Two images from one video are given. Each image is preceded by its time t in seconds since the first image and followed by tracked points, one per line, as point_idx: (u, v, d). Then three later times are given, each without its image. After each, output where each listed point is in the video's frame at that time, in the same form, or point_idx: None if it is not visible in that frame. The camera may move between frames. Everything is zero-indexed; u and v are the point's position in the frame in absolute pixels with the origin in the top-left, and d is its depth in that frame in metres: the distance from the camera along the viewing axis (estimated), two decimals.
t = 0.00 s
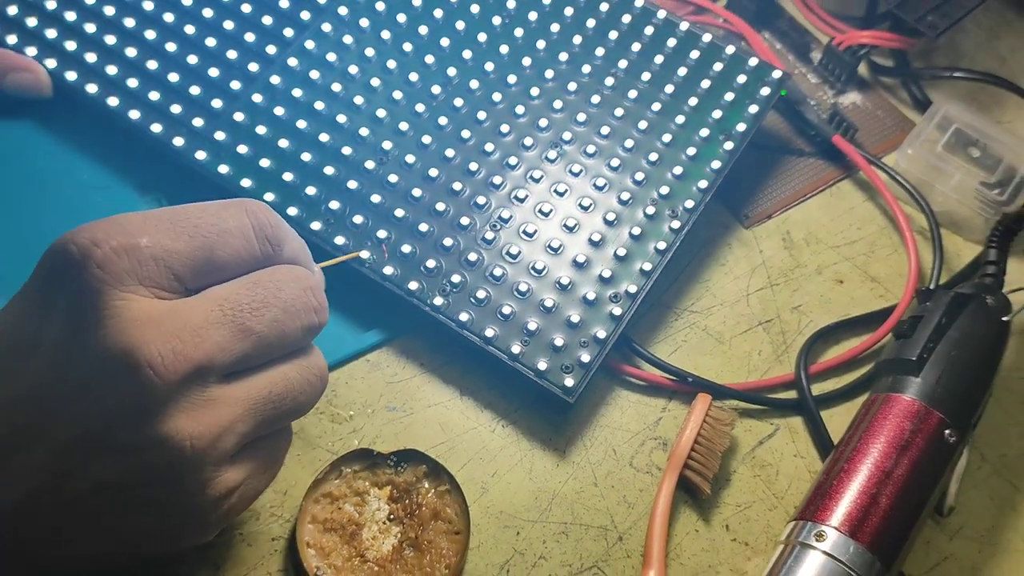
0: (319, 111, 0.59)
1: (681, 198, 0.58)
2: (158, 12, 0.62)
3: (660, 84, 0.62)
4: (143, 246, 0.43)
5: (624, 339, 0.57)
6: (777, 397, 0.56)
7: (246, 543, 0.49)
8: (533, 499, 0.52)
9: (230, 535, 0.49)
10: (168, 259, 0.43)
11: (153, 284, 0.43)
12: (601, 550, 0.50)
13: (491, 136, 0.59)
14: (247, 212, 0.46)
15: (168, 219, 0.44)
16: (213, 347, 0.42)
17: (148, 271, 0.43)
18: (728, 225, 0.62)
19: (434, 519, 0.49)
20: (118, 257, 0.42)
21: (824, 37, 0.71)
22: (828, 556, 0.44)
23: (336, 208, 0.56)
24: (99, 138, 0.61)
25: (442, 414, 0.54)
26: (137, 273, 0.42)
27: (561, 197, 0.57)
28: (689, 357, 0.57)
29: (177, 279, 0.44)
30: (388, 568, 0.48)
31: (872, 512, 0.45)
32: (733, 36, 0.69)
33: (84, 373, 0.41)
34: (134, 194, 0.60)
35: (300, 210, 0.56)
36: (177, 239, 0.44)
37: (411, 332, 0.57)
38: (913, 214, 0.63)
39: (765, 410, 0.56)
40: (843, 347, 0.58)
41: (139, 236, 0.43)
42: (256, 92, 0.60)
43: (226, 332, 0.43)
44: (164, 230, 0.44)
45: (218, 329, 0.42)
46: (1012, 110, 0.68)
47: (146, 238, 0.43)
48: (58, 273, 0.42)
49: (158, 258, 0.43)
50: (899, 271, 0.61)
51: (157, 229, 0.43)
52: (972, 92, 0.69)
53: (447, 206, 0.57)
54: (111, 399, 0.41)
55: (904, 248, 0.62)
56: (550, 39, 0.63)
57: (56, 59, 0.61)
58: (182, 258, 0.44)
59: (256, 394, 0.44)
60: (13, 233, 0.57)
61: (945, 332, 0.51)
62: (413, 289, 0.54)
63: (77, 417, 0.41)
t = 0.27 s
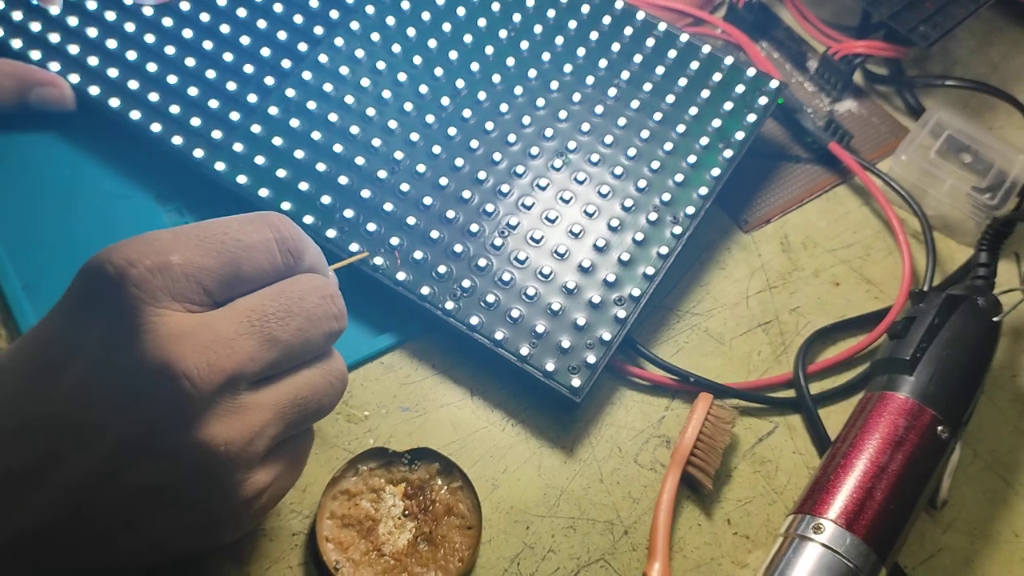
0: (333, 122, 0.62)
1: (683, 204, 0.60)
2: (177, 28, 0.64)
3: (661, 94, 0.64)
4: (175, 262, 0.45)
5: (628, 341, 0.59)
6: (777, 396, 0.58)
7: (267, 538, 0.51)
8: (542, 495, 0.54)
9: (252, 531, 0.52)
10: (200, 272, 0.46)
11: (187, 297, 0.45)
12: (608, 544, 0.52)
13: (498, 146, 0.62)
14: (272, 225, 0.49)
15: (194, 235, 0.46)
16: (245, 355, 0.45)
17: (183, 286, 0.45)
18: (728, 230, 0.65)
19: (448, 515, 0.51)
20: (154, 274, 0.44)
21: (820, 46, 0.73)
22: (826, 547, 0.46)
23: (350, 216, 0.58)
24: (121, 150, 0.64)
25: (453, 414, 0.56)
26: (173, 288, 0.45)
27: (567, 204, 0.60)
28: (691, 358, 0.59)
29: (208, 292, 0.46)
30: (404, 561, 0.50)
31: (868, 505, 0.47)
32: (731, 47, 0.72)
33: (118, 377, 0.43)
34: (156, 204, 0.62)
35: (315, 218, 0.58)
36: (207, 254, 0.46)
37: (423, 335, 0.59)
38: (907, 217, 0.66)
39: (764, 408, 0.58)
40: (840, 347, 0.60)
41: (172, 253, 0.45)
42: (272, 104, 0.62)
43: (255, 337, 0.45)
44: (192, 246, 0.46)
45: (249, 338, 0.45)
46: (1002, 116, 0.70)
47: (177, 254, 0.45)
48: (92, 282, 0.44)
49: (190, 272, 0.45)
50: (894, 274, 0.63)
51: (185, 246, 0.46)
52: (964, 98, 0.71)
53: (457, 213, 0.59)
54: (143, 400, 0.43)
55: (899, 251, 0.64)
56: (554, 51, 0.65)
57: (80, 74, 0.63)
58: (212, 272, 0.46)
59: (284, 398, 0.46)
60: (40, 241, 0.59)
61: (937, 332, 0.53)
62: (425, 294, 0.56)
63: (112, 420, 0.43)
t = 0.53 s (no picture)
0: (339, 128, 0.63)
1: (682, 206, 0.61)
2: (186, 37, 0.66)
3: (660, 98, 0.65)
4: (187, 272, 0.46)
5: (630, 341, 0.60)
6: (775, 393, 0.59)
7: (278, 535, 0.53)
8: (546, 491, 0.55)
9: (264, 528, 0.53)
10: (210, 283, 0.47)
11: (199, 310, 0.46)
12: (611, 539, 0.54)
13: (501, 150, 0.63)
14: (283, 244, 0.50)
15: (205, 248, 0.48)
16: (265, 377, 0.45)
17: (193, 294, 0.46)
18: (726, 231, 0.66)
19: (454, 511, 0.52)
20: (164, 287, 0.45)
21: (816, 50, 0.75)
22: (823, 541, 0.48)
23: (357, 220, 0.60)
24: (132, 157, 0.65)
25: (459, 413, 0.58)
26: (184, 297, 0.45)
27: (568, 207, 0.61)
28: (692, 357, 0.61)
29: (218, 304, 0.47)
30: (412, 557, 0.51)
31: (864, 500, 0.48)
32: (728, 52, 0.73)
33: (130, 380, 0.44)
34: (167, 210, 0.63)
35: (323, 222, 0.60)
36: (217, 263, 0.47)
37: (429, 336, 0.60)
38: (902, 218, 0.67)
39: (763, 406, 0.59)
40: (837, 345, 0.61)
41: (185, 266, 0.46)
42: (280, 111, 0.64)
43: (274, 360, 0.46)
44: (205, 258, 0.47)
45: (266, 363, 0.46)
46: (995, 117, 0.71)
47: (189, 266, 0.46)
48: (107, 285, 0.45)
49: (201, 282, 0.46)
50: (890, 273, 0.64)
51: (196, 257, 0.47)
52: (958, 100, 0.72)
53: (461, 216, 0.60)
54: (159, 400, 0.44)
55: (894, 251, 0.65)
56: (555, 57, 0.67)
57: (92, 84, 0.65)
58: (222, 282, 0.47)
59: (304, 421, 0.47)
60: (55, 248, 0.61)
61: (930, 331, 0.54)
62: (431, 296, 0.57)
63: (128, 423, 0.44)
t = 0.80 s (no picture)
0: (343, 135, 0.63)
1: (685, 210, 0.61)
2: (189, 44, 0.66)
3: (663, 102, 0.65)
4: (213, 309, 0.46)
5: (634, 345, 0.60)
6: (780, 397, 0.59)
7: (285, 541, 0.53)
8: (552, 496, 0.55)
9: (271, 534, 0.53)
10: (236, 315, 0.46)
11: (226, 343, 0.46)
12: (617, 543, 0.54)
13: (505, 155, 0.63)
14: (248, 211, 0.50)
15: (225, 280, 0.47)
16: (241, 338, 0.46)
17: (223, 329, 0.46)
18: (730, 235, 0.66)
19: (460, 517, 0.52)
20: (190, 322, 0.45)
21: (819, 52, 0.75)
22: (830, 545, 0.48)
23: (361, 226, 0.60)
24: (136, 164, 0.66)
25: (464, 418, 0.58)
26: (215, 335, 0.45)
27: (572, 212, 0.61)
28: (696, 361, 0.61)
29: (248, 336, 0.47)
30: (418, 563, 0.51)
31: (871, 503, 0.48)
32: (731, 55, 0.73)
33: (146, 386, 0.44)
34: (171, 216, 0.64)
35: (327, 229, 0.60)
36: (240, 295, 0.47)
37: (434, 341, 0.60)
38: (906, 220, 0.67)
39: (769, 409, 0.59)
40: (842, 349, 0.61)
41: (209, 302, 0.46)
42: (283, 118, 0.64)
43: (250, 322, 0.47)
44: (225, 290, 0.47)
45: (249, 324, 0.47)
46: (999, 118, 0.71)
47: (214, 300, 0.46)
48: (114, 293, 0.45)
49: (228, 317, 0.46)
50: (894, 276, 0.64)
51: (219, 292, 0.47)
52: (961, 101, 0.72)
53: (465, 222, 0.60)
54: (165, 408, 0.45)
55: (898, 254, 0.65)
56: (558, 61, 0.67)
57: (96, 91, 0.65)
58: (247, 313, 0.47)
59: (271, 372, 0.48)
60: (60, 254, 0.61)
61: (936, 333, 0.54)
62: (435, 301, 0.57)
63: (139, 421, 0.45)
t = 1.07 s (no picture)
0: (341, 138, 0.63)
1: (687, 213, 0.61)
2: (186, 48, 0.65)
3: (663, 104, 0.65)
4: (222, 312, 0.45)
5: (635, 349, 0.60)
6: (783, 401, 0.58)
7: (283, 549, 0.52)
8: (553, 502, 0.55)
9: (269, 542, 0.53)
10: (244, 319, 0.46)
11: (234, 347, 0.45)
12: (619, 550, 0.53)
13: (504, 158, 0.62)
14: (254, 215, 0.50)
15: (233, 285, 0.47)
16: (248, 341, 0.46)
17: (231, 333, 0.45)
18: (732, 237, 0.65)
19: (460, 524, 0.52)
20: (199, 326, 0.44)
21: (820, 53, 0.74)
22: (835, 551, 0.47)
23: (359, 230, 0.59)
24: (133, 169, 0.65)
25: (464, 424, 0.57)
26: (224, 339, 0.45)
27: (572, 215, 0.60)
28: (698, 364, 0.60)
29: (256, 340, 0.46)
30: (417, 571, 0.51)
31: (875, 508, 0.48)
32: (732, 56, 0.73)
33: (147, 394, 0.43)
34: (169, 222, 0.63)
35: (325, 233, 0.59)
36: (248, 299, 0.46)
37: (433, 346, 0.60)
38: (909, 221, 0.66)
39: (771, 413, 0.58)
40: (845, 352, 0.61)
41: (217, 305, 0.45)
42: (280, 122, 0.63)
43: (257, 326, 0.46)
44: (234, 294, 0.46)
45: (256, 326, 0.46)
46: (1002, 118, 0.70)
47: (222, 303, 0.45)
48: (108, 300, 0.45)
49: (236, 321, 0.45)
50: (897, 278, 0.63)
51: (227, 295, 0.46)
52: (964, 101, 0.71)
53: (464, 225, 0.60)
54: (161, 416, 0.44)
55: (902, 255, 0.64)
56: (557, 63, 0.66)
57: (92, 96, 0.64)
58: (255, 317, 0.46)
59: (277, 378, 0.47)
60: (57, 260, 0.61)
61: (941, 336, 0.53)
62: (434, 306, 0.57)
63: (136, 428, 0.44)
